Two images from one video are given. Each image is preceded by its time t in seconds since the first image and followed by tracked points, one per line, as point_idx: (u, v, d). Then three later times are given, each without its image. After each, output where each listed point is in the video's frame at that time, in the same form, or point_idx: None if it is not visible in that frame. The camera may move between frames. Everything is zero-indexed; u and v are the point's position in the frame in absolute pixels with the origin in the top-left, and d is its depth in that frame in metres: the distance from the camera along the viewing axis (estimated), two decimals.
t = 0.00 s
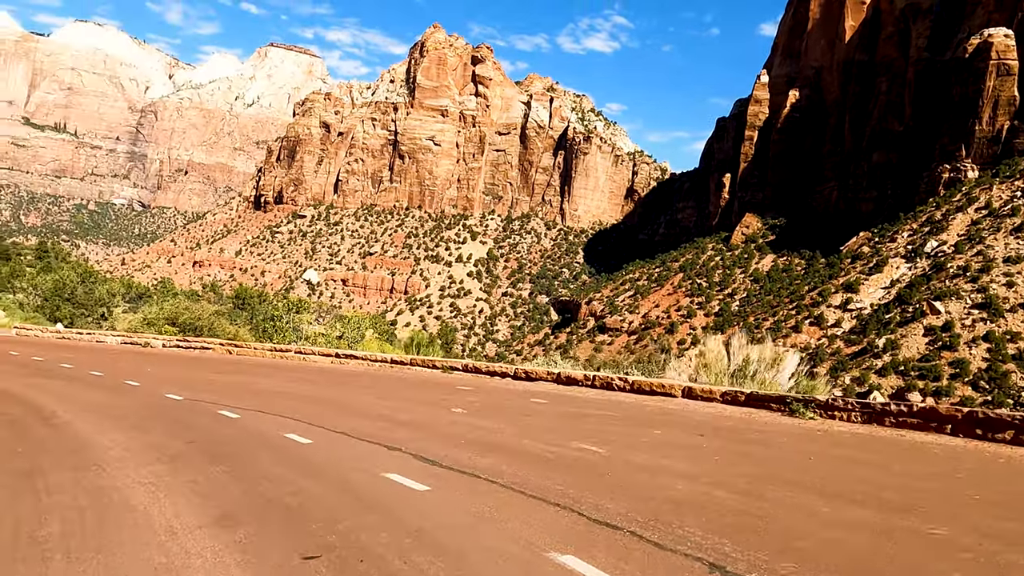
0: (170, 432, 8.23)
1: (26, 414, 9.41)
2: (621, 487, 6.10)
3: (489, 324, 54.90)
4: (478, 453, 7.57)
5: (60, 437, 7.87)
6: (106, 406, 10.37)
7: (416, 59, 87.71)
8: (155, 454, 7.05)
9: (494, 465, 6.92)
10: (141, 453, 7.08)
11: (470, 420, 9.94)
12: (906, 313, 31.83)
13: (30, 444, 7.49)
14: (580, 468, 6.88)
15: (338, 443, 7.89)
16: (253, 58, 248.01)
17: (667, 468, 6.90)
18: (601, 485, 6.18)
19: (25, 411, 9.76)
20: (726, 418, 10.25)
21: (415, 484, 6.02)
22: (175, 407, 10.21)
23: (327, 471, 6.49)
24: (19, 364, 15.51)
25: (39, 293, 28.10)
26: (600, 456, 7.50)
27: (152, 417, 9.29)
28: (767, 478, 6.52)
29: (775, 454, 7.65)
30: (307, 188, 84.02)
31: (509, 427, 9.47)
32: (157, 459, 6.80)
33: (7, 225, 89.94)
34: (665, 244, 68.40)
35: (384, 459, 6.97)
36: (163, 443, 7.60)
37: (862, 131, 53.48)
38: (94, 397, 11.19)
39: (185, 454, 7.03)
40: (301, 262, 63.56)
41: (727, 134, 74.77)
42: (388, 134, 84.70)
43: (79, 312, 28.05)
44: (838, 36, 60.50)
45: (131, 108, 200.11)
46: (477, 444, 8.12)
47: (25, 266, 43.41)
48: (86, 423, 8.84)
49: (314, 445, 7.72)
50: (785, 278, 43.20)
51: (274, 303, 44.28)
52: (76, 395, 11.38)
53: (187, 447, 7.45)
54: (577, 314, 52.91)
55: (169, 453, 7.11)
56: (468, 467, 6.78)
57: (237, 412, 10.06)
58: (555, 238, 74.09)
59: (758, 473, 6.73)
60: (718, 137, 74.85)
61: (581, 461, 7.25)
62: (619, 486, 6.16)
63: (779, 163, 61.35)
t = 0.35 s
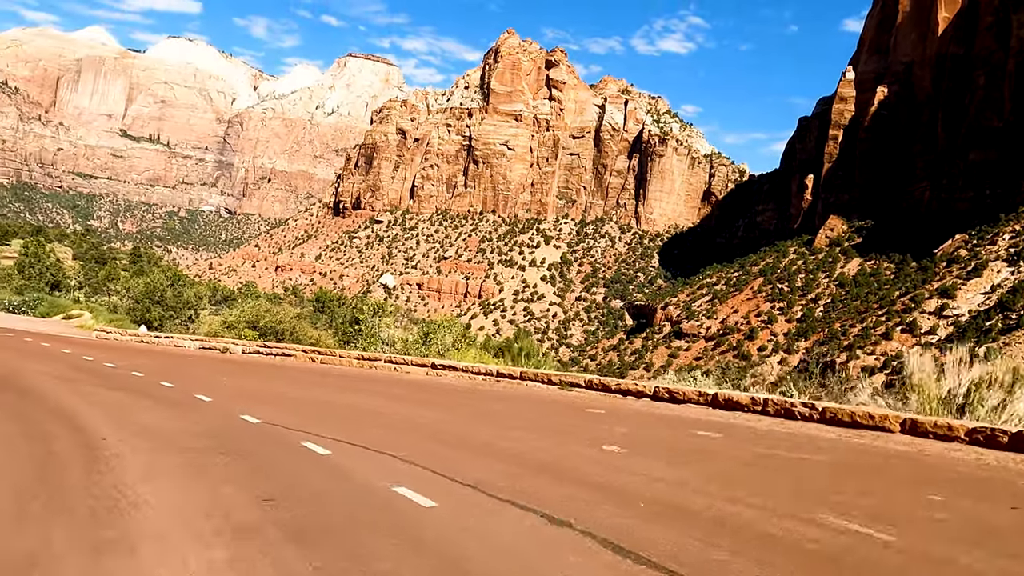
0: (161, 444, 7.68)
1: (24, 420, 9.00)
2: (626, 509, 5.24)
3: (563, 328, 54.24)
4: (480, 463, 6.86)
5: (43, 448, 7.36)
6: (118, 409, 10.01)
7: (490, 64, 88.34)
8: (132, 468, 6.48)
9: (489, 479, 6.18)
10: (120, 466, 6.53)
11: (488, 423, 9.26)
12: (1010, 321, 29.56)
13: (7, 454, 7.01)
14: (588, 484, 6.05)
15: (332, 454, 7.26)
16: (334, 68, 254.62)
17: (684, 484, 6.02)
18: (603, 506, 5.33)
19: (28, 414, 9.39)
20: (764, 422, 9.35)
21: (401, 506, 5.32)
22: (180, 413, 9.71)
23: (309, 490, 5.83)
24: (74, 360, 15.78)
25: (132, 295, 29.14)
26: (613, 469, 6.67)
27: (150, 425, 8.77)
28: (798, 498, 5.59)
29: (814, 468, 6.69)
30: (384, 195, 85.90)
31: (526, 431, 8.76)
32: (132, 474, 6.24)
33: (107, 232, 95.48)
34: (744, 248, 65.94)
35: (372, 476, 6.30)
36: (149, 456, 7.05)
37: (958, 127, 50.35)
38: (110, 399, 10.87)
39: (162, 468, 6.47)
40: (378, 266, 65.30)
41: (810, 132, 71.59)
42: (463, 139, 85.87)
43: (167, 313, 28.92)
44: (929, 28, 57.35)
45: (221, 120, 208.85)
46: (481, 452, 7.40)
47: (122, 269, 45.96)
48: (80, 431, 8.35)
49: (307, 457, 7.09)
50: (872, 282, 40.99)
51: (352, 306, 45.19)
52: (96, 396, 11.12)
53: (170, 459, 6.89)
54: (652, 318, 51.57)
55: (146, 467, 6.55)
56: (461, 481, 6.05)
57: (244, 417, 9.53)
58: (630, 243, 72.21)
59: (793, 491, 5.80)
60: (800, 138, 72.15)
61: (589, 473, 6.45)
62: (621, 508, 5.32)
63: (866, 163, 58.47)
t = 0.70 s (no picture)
0: (193, 458, 7.05)
1: (53, 428, 8.42)
2: (699, 554, 4.54)
3: (635, 333, 53.16)
4: (532, 486, 6.24)
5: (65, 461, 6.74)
6: (163, 415, 9.63)
7: (562, 69, 88.39)
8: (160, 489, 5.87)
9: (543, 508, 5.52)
10: (146, 488, 5.93)
11: (552, 441, 8.46)
12: None
13: (34, 475, 6.25)
14: (659, 518, 5.32)
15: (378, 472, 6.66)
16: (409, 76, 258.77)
17: (764, 521, 5.28)
18: (676, 549, 4.61)
19: (63, 422, 8.88)
20: (838, 443, 8.60)
21: (450, 544, 4.66)
22: (219, 422, 9.16)
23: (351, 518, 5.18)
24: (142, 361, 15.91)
25: (215, 297, 29.85)
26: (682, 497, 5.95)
27: (185, 436, 8.17)
28: (897, 543, 4.82)
29: (908, 503, 5.90)
30: (456, 199, 86.95)
31: (583, 447, 8.16)
32: (159, 498, 5.63)
33: (193, 238, 99.64)
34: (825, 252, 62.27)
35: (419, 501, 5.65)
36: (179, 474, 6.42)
37: None
38: (156, 405, 10.47)
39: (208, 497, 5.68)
40: (450, 270, 66.14)
41: (898, 130, 68.01)
42: (535, 144, 86.49)
43: (248, 315, 29.59)
44: None
45: (300, 128, 215.13)
46: (534, 472, 6.79)
47: (206, 272, 47.74)
48: (110, 442, 7.76)
49: (350, 474, 6.49)
50: (967, 286, 38.35)
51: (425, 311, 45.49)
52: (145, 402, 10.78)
53: (218, 483, 6.12)
54: (729, 324, 49.92)
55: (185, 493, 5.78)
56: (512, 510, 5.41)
57: (288, 426, 8.99)
58: (703, 246, 68.37)
59: (890, 533, 5.02)
60: (887, 138, 68.76)
61: (652, 503, 5.76)
62: (695, 551, 4.59)
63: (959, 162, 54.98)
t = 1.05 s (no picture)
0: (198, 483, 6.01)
1: (48, 443, 7.41)
2: None
3: (705, 339, 51.54)
4: (537, 493, 5.70)
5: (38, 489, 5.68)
6: (181, 424, 8.70)
7: (631, 71, 87.54)
8: (151, 527, 4.85)
9: (544, 521, 4.98)
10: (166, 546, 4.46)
11: (594, 456, 7.28)
12: None
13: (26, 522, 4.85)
14: (678, 537, 4.69)
15: (381, 476, 6.17)
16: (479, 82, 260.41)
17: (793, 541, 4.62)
18: None
19: (62, 433, 7.87)
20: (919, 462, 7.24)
21: None
22: (238, 435, 8.16)
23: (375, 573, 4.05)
24: (193, 353, 16.00)
25: (290, 300, 30.27)
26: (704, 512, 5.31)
27: (194, 454, 7.13)
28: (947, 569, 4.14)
29: (964, 523, 5.13)
30: (524, 204, 86.98)
31: (609, 449, 7.60)
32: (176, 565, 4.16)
33: (270, 243, 102.84)
34: (909, 255, 58.75)
35: (414, 514, 5.10)
36: (178, 504, 5.40)
37: None
38: (178, 411, 9.55)
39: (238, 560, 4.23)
40: (518, 274, 66.29)
41: (989, 127, 63.85)
42: (603, 147, 86.29)
43: (322, 318, 30.00)
44: None
45: (372, 136, 219.30)
46: (545, 478, 6.27)
47: (281, 276, 49.06)
48: (107, 462, 6.72)
49: (353, 486, 5.86)
50: None
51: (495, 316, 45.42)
52: (169, 406, 9.92)
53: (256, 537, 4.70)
54: (805, 331, 47.72)
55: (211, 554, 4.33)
56: (506, 524, 4.85)
57: (314, 439, 8.00)
58: (777, 251, 64.10)
59: (936, 561, 4.32)
60: (977, 135, 64.51)
61: (665, 516, 5.16)
62: None
63: None
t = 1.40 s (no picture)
0: (212, 481, 5.26)
1: (59, 432, 6.73)
2: None
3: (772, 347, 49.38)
4: (537, 482, 5.49)
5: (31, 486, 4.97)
6: (207, 416, 8.00)
7: (696, 73, 85.90)
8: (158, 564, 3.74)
9: (544, 518, 4.53)
10: None
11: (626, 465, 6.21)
12: None
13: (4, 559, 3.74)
14: (672, 529, 4.38)
15: (383, 464, 5.98)
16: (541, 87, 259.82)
17: (793, 537, 4.28)
18: None
19: (78, 424, 7.19)
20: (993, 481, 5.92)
21: None
22: (266, 428, 7.42)
23: None
24: (239, 348, 16.03)
25: (357, 303, 30.60)
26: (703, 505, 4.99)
27: (216, 448, 6.40)
28: (952, 572, 3.76)
29: None
30: (586, 208, 86.36)
31: (625, 441, 7.30)
32: None
33: (336, 248, 104.96)
34: (994, 256, 54.25)
35: (403, 501, 4.89)
36: (186, 507, 4.67)
37: None
38: (207, 402, 8.87)
39: None
40: (580, 279, 65.81)
41: None
42: (667, 149, 85.34)
43: (389, 322, 30.20)
44: None
45: (436, 142, 221.56)
46: (548, 467, 6.04)
47: (349, 281, 49.90)
48: (117, 456, 6.00)
49: (359, 477, 5.53)
50: None
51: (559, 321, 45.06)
52: (199, 397, 9.25)
53: None
54: (881, 339, 45.29)
55: None
56: (491, 511, 4.66)
57: (347, 435, 7.24)
58: (850, 254, 60.25)
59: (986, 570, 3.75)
60: None
61: (664, 507, 4.90)
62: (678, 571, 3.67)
63: None
